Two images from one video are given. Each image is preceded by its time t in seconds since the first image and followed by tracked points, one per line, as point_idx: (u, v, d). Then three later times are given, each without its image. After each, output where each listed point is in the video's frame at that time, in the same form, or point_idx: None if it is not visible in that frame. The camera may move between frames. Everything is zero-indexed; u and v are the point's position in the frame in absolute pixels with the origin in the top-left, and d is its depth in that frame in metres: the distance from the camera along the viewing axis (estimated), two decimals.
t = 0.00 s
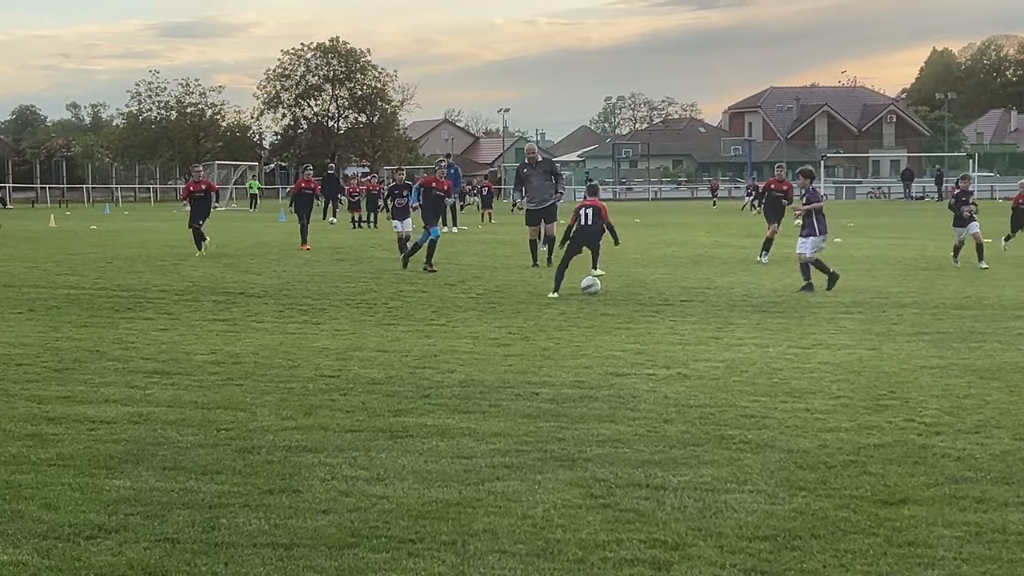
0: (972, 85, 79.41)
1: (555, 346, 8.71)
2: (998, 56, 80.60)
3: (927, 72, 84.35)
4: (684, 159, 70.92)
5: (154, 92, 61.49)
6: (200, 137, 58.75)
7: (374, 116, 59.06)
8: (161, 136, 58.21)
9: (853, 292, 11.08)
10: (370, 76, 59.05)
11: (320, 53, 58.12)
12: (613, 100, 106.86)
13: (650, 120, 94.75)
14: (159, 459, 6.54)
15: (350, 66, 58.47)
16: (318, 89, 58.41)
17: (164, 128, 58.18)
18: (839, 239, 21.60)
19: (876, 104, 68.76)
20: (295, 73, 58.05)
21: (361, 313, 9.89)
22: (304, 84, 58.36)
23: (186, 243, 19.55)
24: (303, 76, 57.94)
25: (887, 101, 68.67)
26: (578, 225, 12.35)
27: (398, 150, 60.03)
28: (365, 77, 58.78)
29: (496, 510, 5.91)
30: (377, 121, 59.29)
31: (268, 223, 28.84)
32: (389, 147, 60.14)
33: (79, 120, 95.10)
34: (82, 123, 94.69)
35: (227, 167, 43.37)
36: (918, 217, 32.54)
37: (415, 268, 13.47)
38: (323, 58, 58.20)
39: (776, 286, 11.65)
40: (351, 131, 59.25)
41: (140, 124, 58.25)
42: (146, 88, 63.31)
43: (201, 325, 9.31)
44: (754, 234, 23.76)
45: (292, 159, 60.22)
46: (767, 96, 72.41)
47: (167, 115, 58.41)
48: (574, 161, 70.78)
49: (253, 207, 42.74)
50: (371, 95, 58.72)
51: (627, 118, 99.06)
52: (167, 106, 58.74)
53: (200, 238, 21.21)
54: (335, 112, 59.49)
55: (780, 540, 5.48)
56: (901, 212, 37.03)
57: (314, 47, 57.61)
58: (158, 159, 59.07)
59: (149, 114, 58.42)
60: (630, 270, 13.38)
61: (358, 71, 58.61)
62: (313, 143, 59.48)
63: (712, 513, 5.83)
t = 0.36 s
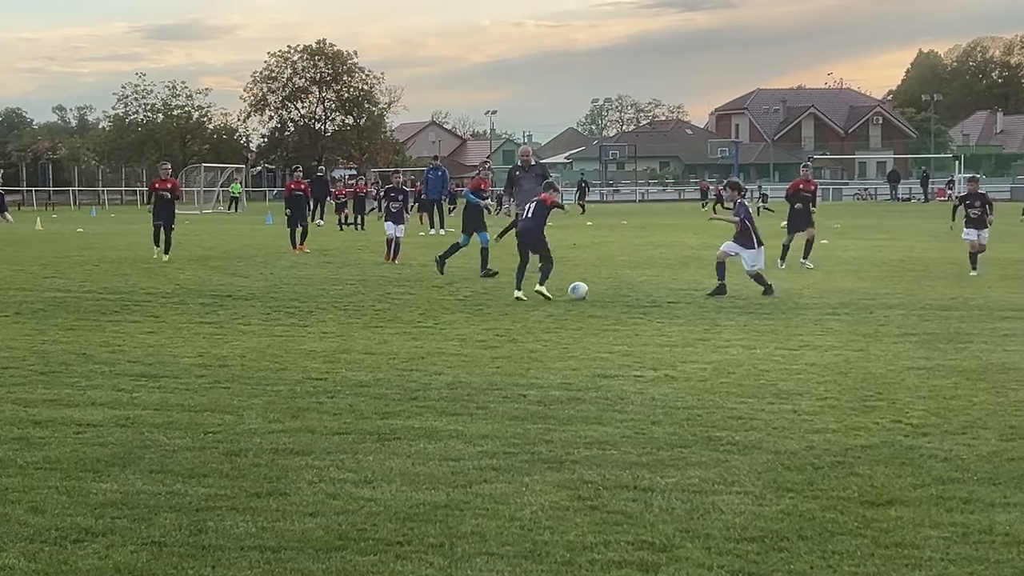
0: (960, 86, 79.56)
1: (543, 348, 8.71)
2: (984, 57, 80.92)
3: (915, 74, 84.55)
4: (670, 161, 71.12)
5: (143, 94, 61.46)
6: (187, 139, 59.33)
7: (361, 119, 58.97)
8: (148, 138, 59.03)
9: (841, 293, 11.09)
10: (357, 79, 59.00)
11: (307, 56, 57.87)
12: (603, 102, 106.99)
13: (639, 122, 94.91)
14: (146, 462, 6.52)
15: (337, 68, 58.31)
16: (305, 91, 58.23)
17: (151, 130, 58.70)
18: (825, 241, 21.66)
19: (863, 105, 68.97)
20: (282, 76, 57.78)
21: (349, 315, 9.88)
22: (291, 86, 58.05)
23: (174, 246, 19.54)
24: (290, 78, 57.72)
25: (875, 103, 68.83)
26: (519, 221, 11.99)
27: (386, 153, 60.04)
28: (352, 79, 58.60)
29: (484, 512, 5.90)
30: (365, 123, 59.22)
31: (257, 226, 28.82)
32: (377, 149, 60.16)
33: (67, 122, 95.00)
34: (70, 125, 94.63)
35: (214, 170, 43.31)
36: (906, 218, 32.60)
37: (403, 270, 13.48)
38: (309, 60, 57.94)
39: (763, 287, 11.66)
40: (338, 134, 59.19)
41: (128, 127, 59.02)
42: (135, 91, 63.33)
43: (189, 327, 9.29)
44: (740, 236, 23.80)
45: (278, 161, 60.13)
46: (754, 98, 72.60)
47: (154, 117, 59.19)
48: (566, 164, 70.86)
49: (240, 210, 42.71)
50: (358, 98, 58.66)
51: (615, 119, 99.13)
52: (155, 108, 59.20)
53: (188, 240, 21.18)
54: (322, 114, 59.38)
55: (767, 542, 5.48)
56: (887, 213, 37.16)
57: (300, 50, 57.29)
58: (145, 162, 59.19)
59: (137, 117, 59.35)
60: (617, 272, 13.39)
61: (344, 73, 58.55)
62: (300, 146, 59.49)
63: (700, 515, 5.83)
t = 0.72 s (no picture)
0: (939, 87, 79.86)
1: (524, 351, 8.71)
2: (963, 59, 81.22)
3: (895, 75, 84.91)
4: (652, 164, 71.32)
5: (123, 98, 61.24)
6: (167, 143, 58.95)
7: (341, 122, 59.04)
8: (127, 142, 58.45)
9: (820, 295, 11.13)
10: (337, 82, 58.94)
11: (287, 59, 57.82)
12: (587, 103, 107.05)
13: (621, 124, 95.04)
14: (126, 467, 6.49)
15: (317, 72, 58.25)
16: (284, 95, 58.27)
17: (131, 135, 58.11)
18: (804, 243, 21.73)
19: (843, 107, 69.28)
20: (262, 79, 57.88)
21: (329, 319, 9.86)
22: (271, 90, 58.13)
23: (153, 250, 19.46)
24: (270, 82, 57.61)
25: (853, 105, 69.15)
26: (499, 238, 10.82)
27: (365, 156, 60.36)
28: (332, 82, 58.56)
29: (465, 515, 5.89)
30: (345, 126, 59.29)
31: (238, 229, 28.74)
32: (356, 152, 60.29)
33: (45, 126, 94.62)
34: (49, 128, 94.16)
35: (195, 173, 43.18)
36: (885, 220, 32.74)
37: (384, 274, 13.46)
38: (290, 63, 57.91)
39: (743, 290, 11.69)
40: (318, 137, 59.17)
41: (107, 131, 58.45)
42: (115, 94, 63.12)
43: (169, 332, 9.26)
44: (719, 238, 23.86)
45: (259, 164, 60.12)
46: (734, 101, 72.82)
47: (134, 121, 58.70)
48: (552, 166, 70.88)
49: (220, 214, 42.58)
50: (339, 101, 58.71)
51: (596, 121, 99.24)
52: (134, 112, 58.80)
53: (168, 244, 21.09)
54: (302, 117, 59.34)
55: (748, 544, 5.48)
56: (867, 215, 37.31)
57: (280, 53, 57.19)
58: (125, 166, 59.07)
59: (115, 121, 58.70)
60: (598, 275, 13.42)
61: (325, 77, 58.43)
62: (281, 149, 59.48)
63: (681, 518, 5.83)
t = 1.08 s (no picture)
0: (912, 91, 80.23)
1: (499, 356, 8.70)
2: (935, 62, 81.68)
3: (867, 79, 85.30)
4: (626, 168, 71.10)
5: (95, 103, 61.04)
6: (140, 148, 58.89)
7: (316, 126, 59.20)
8: (100, 147, 58.33)
9: (794, 298, 11.16)
10: (311, 86, 59.09)
11: (260, 63, 57.85)
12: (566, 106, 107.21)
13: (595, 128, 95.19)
14: (100, 473, 6.46)
15: (291, 77, 58.33)
16: (258, 100, 58.30)
17: (104, 140, 58.07)
18: (778, 246, 21.83)
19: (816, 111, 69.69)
20: (236, 83, 57.87)
21: (304, 324, 9.83)
22: (245, 95, 58.11)
23: (126, 255, 19.38)
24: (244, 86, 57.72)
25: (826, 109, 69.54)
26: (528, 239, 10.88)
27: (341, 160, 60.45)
28: (306, 87, 58.77)
29: (441, 521, 5.87)
30: (320, 131, 59.46)
31: (212, 235, 28.67)
32: (332, 156, 60.40)
33: (18, 133, 94.27)
34: (20, 133, 93.78)
35: (168, 178, 43.10)
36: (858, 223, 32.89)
37: (359, 278, 13.43)
38: (263, 68, 57.99)
39: (718, 293, 11.71)
40: (292, 142, 59.34)
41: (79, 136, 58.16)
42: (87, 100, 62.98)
43: (142, 338, 9.22)
44: (693, 242, 23.92)
45: (233, 169, 60.40)
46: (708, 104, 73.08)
47: (106, 126, 58.44)
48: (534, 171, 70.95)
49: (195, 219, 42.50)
50: (313, 106, 58.85)
51: (571, 126, 99.39)
52: (107, 117, 58.59)
53: (142, 250, 21.01)
54: (276, 121, 59.38)
55: (723, 547, 5.48)
56: (842, 218, 37.52)
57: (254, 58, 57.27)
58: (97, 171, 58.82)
59: (88, 126, 58.44)
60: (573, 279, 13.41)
61: (298, 82, 58.61)
62: (254, 154, 59.81)
63: (656, 521, 5.82)
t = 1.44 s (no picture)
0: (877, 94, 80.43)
1: (465, 360, 8.70)
2: (901, 66, 81.97)
3: (834, 82, 85.51)
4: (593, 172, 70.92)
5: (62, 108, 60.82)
6: (108, 153, 58.70)
7: (284, 131, 59.29)
8: (68, 152, 58.14)
9: (761, 301, 11.20)
10: (279, 91, 59.31)
11: (228, 68, 57.91)
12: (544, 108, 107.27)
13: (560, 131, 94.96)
14: (64, 482, 6.42)
15: (258, 81, 58.51)
16: (226, 104, 58.37)
17: (71, 145, 57.79)
18: (746, 249, 21.94)
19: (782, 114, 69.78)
20: (204, 88, 57.93)
21: (271, 329, 9.83)
22: (212, 99, 58.22)
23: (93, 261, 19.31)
24: (212, 91, 57.72)
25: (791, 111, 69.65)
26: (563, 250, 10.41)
27: (308, 165, 60.70)
28: (274, 92, 58.90)
29: (406, 526, 5.83)
30: (287, 136, 59.55)
31: (182, 240, 28.58)
32: (299, 162, 60.56)
33: None
34: None
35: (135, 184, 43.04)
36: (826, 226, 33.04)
37: (329, 284, 13.41)
38: (231, 73, 58.07)
39: (685, 296, 11.75)
40: (260, 146, 59.44)
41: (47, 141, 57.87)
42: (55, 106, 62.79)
43: (109, 344, 9.20)
44: (661, 245, 23.98)
45: (201, 175, 60.49)
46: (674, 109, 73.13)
47: (73, 131, 58.21)
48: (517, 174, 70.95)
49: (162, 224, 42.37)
50: (280, 111, 59.00)
51: (537, 130, 99.13)
52: (74, 122, 58.38)
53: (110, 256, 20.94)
54: (244, 127, 59.46)
55: (688, 552, 5.43)
56: (813, 221, 37.68)
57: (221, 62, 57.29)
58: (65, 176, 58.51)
59: (55, 131, 58.18)
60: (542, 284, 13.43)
61: (266, 86, 58.79)
62: (222, 158, 59.77)
63: (621, 526, 5.78)
